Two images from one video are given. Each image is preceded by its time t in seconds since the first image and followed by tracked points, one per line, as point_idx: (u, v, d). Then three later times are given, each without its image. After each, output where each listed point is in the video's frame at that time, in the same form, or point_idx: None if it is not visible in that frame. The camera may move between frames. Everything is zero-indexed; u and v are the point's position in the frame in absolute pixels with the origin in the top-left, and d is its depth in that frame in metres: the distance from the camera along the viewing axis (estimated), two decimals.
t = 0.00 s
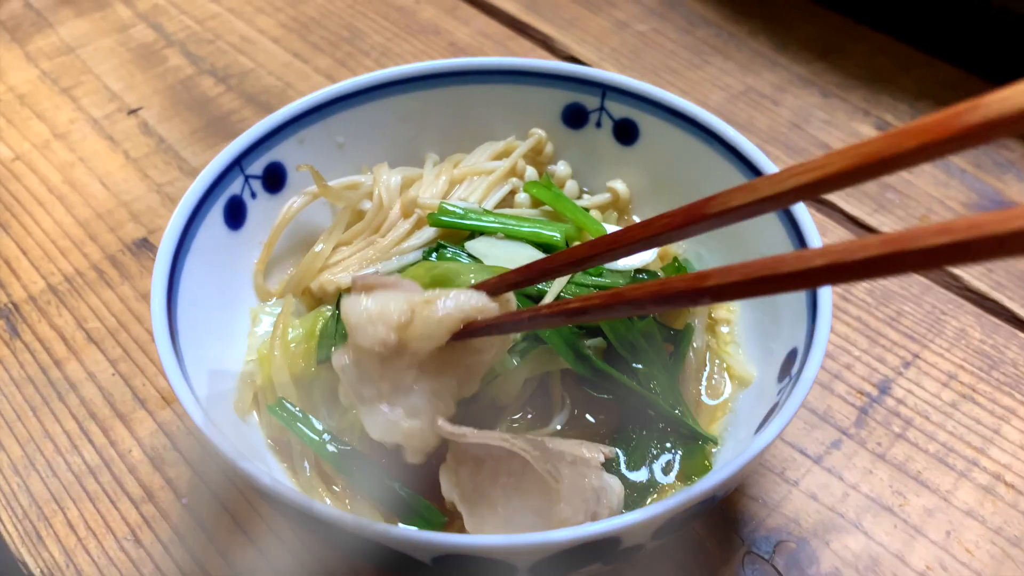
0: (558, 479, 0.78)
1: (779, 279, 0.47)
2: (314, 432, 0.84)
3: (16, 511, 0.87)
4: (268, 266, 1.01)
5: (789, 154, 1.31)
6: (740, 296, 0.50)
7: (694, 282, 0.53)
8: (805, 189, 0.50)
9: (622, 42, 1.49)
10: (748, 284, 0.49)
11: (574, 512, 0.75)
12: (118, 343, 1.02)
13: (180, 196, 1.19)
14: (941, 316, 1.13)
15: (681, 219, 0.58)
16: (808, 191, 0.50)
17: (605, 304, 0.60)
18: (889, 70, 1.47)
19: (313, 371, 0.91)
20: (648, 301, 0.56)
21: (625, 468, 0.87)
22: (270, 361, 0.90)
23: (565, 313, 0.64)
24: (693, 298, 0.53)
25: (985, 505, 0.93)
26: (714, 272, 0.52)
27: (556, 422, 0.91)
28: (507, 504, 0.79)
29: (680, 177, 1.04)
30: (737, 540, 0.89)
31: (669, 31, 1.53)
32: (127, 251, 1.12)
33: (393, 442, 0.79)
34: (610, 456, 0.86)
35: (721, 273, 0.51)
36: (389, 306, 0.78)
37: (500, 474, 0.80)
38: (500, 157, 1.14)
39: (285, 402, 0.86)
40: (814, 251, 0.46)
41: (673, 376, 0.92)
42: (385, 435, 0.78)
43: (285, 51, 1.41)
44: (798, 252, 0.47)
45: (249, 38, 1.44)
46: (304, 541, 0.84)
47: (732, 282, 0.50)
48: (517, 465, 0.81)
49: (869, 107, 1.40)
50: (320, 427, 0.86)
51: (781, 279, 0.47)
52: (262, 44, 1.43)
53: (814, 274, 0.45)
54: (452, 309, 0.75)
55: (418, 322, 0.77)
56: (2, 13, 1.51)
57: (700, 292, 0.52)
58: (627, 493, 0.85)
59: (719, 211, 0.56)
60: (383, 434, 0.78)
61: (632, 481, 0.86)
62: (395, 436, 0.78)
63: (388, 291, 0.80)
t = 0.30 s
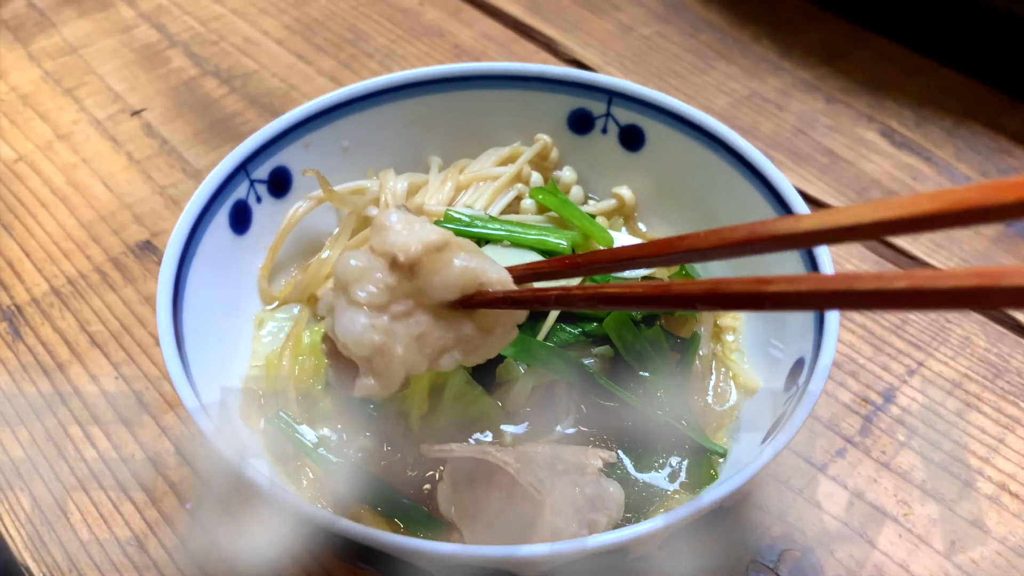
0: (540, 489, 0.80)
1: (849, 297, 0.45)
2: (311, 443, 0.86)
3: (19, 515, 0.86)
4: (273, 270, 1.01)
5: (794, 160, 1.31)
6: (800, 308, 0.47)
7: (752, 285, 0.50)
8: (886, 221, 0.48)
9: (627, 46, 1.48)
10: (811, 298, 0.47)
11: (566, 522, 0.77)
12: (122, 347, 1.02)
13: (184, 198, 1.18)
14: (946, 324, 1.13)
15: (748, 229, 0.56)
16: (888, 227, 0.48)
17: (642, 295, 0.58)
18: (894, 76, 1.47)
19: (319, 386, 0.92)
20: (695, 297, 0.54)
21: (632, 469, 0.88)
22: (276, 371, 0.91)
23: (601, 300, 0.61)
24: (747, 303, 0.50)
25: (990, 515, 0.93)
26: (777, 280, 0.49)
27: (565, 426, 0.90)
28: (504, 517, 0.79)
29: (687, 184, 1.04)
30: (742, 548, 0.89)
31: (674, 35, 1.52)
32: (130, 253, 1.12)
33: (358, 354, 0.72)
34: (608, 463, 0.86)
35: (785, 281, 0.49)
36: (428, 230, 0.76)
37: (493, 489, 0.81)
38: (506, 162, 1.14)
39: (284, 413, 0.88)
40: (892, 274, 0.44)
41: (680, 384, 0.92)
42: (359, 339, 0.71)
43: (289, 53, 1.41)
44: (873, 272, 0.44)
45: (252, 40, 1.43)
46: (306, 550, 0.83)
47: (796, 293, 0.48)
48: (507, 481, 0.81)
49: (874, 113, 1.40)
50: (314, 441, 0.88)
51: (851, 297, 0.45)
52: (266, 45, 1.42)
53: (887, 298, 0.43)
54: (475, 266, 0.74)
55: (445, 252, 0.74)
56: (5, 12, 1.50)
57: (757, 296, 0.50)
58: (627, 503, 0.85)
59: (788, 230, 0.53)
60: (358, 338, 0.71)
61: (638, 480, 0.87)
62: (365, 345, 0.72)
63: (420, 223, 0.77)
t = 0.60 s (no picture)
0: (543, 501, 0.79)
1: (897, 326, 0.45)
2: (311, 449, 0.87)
3: (23, 519, 0.87)
4: (276, 275, 1.02)
5: (794, 167, 1.31)
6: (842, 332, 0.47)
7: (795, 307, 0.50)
8: (931, 265, 0.49)
9: (628, 52, 1.49)
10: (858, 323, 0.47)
11: (567, 529, 0.77)
12: (125, 351, 1.02)
13: (187, 203, 1.18)
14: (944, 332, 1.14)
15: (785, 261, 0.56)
16: (933, 270, 0.49)
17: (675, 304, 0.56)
18: (894, 83, 1.48)
19: (321, 394, 0.93)
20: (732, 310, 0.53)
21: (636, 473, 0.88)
22: (281, 377, 0.91)
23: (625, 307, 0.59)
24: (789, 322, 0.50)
25: (987, 521, 0.94)
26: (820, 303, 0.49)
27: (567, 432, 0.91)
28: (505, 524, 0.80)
29: (689, 191, 1.04)
30: (741, 554, 0.89)
31: (675, 42, 1.53)
32: (133, 257, 1.12)
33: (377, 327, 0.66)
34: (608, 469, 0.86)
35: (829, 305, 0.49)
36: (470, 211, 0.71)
37: (494, 496, 0.81)
38: (508, 169, 1.15)
39: (284, 420, 0.88)
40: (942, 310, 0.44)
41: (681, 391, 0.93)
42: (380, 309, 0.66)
43: (291, 57, 1.41)
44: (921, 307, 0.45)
45: (255, 44, 1.44)
46: (310, 556, 0.84)
47: (842, 317, 0.48)
48: (507, 486, 0.81)
49: (873, 120, 1.41)
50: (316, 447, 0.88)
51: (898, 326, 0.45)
52: (269, 50, 1.43)
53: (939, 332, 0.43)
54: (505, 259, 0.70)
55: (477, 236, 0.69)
56: (8, 15, 1.50)
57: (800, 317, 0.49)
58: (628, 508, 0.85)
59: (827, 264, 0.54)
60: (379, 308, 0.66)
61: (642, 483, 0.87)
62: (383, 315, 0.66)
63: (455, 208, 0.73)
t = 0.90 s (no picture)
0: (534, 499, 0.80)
1: (926, 308, 0.50)
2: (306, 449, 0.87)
3: (18, 518, 0.87)
4: (270, 276, 1.02)
5: (787, 170, 1.32)
6: (871, 311, 0.52)
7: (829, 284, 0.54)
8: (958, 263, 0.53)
9: (623, 55, 1.50)
10: (887, 304, 0.51)
11: (559, 528, 0.77)
12: (121, 351, 1.03)
13: (183, 204, 1.19)
14: (935, 335, 1.15)
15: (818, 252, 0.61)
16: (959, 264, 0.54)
17: (708, 274, 0.61)
18: (887, 87, 1.49)
19: (316, 395, 0.93)
20: (767, 283, 0.57)
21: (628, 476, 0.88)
22: (275, 378, 0.92)
23: (660, 277, 0.64)
24: (823, 298, 0.54)
25: (977, 522, 0.95)
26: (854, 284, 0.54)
27: (561, 434, 0.92)
28: (498, 524, 0.81)
29: (682, 194, 1.05)
30: (732, 555, 0.90)
31: (670, 45, 1.54)
32: (129, 258, 1.12)
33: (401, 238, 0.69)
34: (600, 470, 0.87)
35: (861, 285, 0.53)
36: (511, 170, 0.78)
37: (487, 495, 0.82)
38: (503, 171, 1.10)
39: (279, 420, 0.90)
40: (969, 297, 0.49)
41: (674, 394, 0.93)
42: (410, 217, 0.69)
43: (288, 59, 1.42)
44: (950, 292, 0.50)
45: (251, 45, 1.44)
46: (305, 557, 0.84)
47: (873, 296, 0.52)
48: (501, 486, 0.82)
49: (867, 123, 1.42)
50: (311, 447, 0.88)
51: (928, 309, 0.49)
52: (265, 51, 1.43)
53: (969, 313, 0.48)
54: (532, 219, 0.74)
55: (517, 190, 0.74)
56: (5, 15, 1.50)
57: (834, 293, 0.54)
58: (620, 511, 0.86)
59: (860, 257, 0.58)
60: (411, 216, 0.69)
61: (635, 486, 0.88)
62: (411, 225, 0.69)
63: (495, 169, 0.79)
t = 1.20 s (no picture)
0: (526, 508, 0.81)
1: (951, 331, 0.49)
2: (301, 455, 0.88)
3: (16, 524, 0.88)
4: (267, 284, 1.03)
5: (779, 179, 1.34)
6: (892, 328, 0.51)
7: (850, 298, 0.53)
8: (983, 292, 0.53)
9: (618, 63, 1.51)
10: (910, 323, 0.50)
11: (550, 537, 0.78)
12: (118, 358, 1.03)
13: (181, 211, 1.20)
14: (924, 344, 1.16)
15: (837, 268, 0.60)
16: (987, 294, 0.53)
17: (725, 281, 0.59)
18: (880, 96, 1.50)
19: (311, 404, 0.94)
20: (785, 292, 0.55)
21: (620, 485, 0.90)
22: (271, 386, 0.93)
23: (674, 278, 0.62)
24: (842, 311, 0.52)
25: (965, 530, 0.96)
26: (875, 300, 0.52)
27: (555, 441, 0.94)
28: (491, 533, 0.81)
29: (675, 205, 1.06)
30: (722, 562, 0.92)
31: (664, 53, 1.55)
32: (126, 264, 1.13)
33: (416, 215, 0.69)
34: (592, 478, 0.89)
35: (883, 300, 0.52)
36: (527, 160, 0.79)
37: (481, 503, 0.82)
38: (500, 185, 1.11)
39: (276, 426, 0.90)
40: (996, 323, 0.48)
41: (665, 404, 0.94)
42: (428, 192, 0.69)
43: (285, 66, 1.42)
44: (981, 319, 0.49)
45: (249, 53, 1.45)
46: (299, 564, 0.85)
47: (895, 313, 0.51)
48: (494, 495, 0.83)
49: (860, 133, 1.43)
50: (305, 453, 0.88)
51: (952, 330, 0.49)
52: (263, 58, 1.44)
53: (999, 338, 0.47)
54: (546, 212, 0.74)
55: (534, 181, 0.76)
56: (3, 21, 1.51)
57: (854, 307, 0.52)
58: (612, 519, 0.88)
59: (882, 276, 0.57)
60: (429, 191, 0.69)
61: (628, 494, 0.90)
62: (428, 201, 0.69)
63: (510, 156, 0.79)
